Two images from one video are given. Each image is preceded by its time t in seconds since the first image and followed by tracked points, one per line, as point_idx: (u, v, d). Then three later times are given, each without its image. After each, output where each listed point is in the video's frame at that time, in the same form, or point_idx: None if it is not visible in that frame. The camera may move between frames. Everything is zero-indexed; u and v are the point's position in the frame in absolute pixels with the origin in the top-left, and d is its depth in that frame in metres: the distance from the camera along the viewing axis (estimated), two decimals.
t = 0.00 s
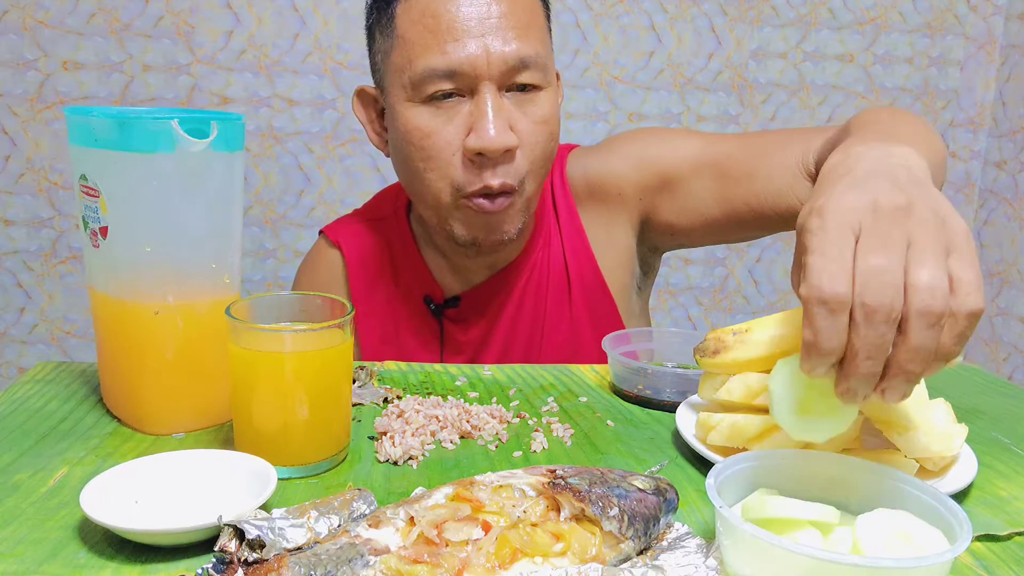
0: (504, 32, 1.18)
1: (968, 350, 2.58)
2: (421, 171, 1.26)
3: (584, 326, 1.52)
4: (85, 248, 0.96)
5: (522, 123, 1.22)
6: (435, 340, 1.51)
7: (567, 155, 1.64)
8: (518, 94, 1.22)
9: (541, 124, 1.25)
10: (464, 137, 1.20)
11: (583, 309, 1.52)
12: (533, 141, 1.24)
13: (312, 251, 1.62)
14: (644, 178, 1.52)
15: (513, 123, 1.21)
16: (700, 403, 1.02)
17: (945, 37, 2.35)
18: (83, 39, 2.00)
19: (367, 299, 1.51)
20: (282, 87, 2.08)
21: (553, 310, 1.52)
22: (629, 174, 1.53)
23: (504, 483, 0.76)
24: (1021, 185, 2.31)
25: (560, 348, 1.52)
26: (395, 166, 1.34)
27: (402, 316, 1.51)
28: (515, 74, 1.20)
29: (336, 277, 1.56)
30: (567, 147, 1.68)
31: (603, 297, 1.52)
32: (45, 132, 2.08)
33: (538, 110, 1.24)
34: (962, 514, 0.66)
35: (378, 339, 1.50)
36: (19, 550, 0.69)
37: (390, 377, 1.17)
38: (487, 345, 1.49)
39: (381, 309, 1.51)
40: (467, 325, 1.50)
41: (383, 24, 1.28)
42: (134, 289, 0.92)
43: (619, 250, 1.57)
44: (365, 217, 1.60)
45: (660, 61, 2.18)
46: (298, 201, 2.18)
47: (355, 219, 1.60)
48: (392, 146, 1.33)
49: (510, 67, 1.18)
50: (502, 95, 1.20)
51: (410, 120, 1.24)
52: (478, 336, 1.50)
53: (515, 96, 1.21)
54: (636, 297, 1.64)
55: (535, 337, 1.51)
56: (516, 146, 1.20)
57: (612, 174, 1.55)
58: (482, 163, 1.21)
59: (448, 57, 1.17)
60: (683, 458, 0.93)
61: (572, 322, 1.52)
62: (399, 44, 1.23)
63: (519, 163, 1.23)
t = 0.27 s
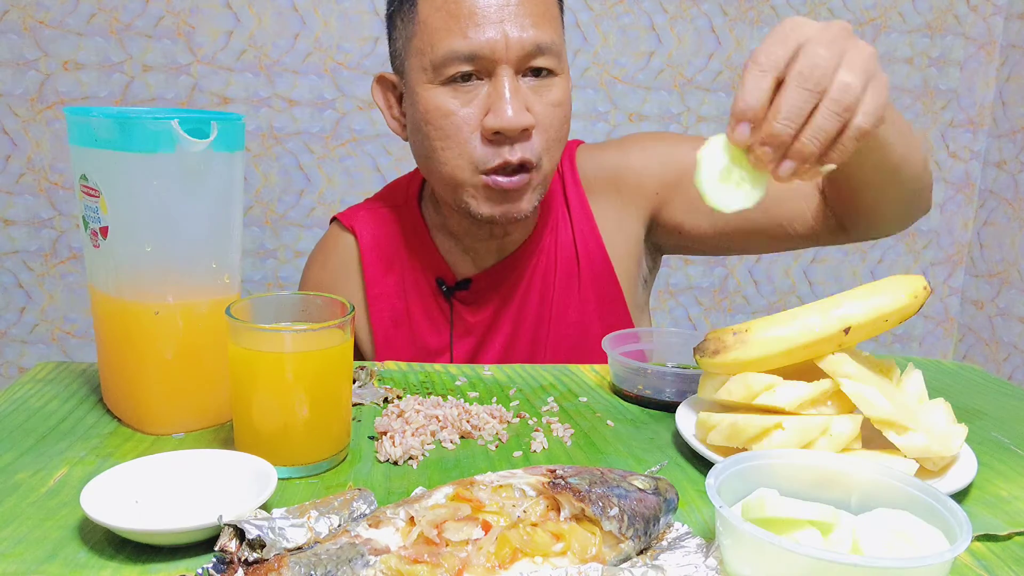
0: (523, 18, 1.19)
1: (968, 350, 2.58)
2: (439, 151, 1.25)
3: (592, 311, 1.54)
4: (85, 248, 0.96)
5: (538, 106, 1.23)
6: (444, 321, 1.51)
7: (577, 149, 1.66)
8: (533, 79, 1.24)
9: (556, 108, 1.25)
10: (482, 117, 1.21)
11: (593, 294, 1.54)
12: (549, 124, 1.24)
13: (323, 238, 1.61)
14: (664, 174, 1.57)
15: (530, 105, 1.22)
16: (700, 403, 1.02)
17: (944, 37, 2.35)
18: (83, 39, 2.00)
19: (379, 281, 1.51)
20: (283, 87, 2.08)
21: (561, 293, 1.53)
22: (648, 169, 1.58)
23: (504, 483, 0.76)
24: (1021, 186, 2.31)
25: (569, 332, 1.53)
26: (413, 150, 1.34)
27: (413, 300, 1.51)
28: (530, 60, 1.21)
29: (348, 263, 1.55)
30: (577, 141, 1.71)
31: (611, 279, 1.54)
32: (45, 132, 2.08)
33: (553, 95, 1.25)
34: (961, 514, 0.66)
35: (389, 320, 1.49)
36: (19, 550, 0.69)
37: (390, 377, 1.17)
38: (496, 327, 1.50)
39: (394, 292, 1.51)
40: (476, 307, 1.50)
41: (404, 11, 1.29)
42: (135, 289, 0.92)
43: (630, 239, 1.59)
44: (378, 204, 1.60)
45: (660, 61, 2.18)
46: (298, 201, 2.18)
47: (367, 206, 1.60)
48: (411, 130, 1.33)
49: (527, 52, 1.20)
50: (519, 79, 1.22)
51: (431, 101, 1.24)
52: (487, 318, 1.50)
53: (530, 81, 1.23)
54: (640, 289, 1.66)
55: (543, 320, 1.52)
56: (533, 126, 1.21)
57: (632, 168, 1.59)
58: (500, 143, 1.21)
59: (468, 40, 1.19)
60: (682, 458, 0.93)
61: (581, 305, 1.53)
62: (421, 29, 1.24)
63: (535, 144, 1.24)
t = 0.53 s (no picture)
0: (548, 26, 1.19)
1: (968, 349, 2.58)
2: (466, 156, 1.26)
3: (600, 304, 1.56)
4: (85, 248, 0.96)
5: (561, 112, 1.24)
6: (452, 312, 1.51)
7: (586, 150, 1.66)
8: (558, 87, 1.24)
9: (577, 112, 1.27)
10: (510, 124, 1.22)
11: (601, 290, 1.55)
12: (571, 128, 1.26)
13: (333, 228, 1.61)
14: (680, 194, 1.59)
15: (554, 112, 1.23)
16: (701, 403, 1.02)
17: (944, 37, 2.35)
18: (83, 39, 2.00)
19: (388, 270, 1.50)
20: (283, 87, 2.08)
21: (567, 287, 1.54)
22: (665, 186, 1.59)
23: (504, 483, 0.76)
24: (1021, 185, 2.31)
25: (576, 326, 1.55)
26: (434, 151, 1.34)
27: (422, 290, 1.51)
28: (557, 68, 1.21)
29: (357, 254, 1.54)
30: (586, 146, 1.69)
31: (618, 270, 1.56)
32: (45, 132, 2.08)
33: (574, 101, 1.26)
34: (961, 514, 0.66)
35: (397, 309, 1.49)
36: (19, 550, 0.69)
37: (390, 377, 1.17)
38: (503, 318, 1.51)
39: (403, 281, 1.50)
40: (484, 298, 1.50)
41: (427, 14, 1.27)
42: (135, 289, 0.92)
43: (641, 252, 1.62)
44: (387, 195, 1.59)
45: (660, 61, 2.18)
46: (298, 201, 2.18)
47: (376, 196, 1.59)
48: (432, 132, 1.32)
49: (552, 61, 1.20)
50: (545, 87, 1.22)
51: (458, 107, 1.24)
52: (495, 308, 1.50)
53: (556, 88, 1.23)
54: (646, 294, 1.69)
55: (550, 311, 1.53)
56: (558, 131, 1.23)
57: (650, 184, 1.59)
58: (527, 148, 1.22)
59: (497, 50, 1.19)
60: (682, 458, 0.93)
61: (590, 300, 1.55)
62: (446, 35, 1.24)
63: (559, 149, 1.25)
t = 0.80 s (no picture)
0: (548, 18, 1.19)
1: (968, 350, 2.58)
2: (470, 148, 1.26)
3: (602, 303, 1.55)
4: (85, 249, 0.96)
5: (562, 103, 1.24)
6: (454, 308, 1.51)
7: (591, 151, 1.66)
8: (559, 79, 1.24)
9: (579, 104, 1.26)
10: (512, 115, 1.22)
11: (604, 288, 1.55)
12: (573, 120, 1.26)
13: (337, 224, 1.62)
14: (681, 197, 1.59)
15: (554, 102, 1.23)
16: (701, 403, 1.02)
17: (944, 37, 2.35)
18: (83, 39, 2.00)
19: (390, 266, 1.50)
20: (283, 87, 2.08)
21: (571, 285, 1.53)
22: (665, 188, 1.60)
23: (504, 483, 0.75)
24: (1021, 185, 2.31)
25: (579, 325, 1.54)
26: (438, 145, 1.34)
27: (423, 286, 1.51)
28: (557, 60, 1.22)
29: (360, 252, 1.55)
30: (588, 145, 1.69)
31: (620, 267, 1.55)
32: (45, 132, 2.08)
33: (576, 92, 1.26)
34: (962, 514, 0.66)
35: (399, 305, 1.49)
36: (18, 551, 0.69)
37: (390, 377, 1.17)
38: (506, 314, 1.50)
39: (405, 278, 1.50)
40: (486, 294, 1.50)
41: (430, 9, 1.28)
42: (135, 289, 0.92)
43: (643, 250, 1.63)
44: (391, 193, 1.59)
45: (660, 61, 2.18)
46: (298, 201, 2.18)
47: (379, 193, 1.59)
48: (437, 126, 1.32)
49: (552, 53, 1.20)
50: (545, 78, 1.22)
51: (461, 99, 1.24)
52: (497, 304, 1.50)
53: (556, 79, 1.24)
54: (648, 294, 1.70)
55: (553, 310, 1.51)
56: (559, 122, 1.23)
57: (650, 186, 1.60)
58: (530, 139, 1.22)
59: (499, 41, 1.19)
60: (683, 458, 0.93)
61: (593, 298, 1.55)
62: (448, 28, 1.24)
63: (562, 139, 1.25)
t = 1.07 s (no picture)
0: (540, 9, 1.19)
1: (968, 350, 2.58)
2: (458, 138, 1.25)
3: (602, 303, 1.55)
4: (85, 249, 0.96)
5: (554, 95, 1.23)
6: (453, 308, 1.51)
7: (589, 151, 1.66)
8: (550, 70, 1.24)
9: (571, 98, 1.26)
10: (502, 106, 1.21)
11: (603, 288, 1.55)
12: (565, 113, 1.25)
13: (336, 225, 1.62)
14: (681, 197, 1.58)
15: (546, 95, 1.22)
16: (700, 403, 1.02)
17: (944, 37, 2.35)
18: (83, 39, 2.00)
19: (390, 266, 1.50)
20: (283, 87, 2.08)
21: (569, 285, 1.53)
22: (663, 189, 1.59)
23: (504, 483, 0.75)
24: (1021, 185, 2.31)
25: (578, 325, 1.54)
26: (430, 138, 1.34)
27: (423, 286, 1.51)
28: (548, 51, 1.22)
29: (360, 252, 1.55)
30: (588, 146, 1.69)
31: (619, 267, 1.55)
32: (45, 132, 2.08)
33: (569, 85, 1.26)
34: (962, 514, 0.66)
35: (398, 304, 1.49)
36: (18, 551, 0.69)
37: (390, 377, 1.17)
38: (504, 314, 1.50)
39: (405, 277, 1.50)
40: (485, 294, 1.50)
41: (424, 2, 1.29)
42: (135, 290, 0.92)
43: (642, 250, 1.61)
44: (390, 192, 1.59)
45: (660, 61, 2.18)
46: (298, 201, 2.18)
47: (379, 193, 1.60)
48: (429, 119, 1.32)
49: (544, 44, 1.20)
50: (537, 69, 1.22)
51: (451, 89, 1.24)
52: (496, 304, 1.50)
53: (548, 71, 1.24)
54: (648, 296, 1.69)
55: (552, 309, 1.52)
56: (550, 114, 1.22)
57: (650, 187, 1.59)
58: (519, 129, 1.22)
59: (490, 30, 1.19)
60: (682, 458, 0.93)
61: (592, 297, 1.54)
62: (441, 19, 1.24)
63: (553, 131, 1.24)
